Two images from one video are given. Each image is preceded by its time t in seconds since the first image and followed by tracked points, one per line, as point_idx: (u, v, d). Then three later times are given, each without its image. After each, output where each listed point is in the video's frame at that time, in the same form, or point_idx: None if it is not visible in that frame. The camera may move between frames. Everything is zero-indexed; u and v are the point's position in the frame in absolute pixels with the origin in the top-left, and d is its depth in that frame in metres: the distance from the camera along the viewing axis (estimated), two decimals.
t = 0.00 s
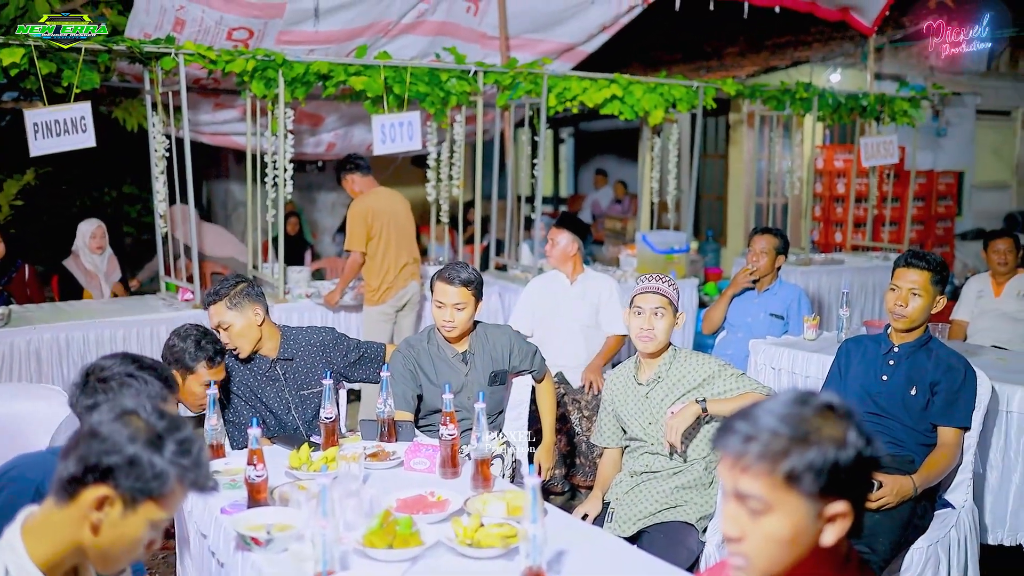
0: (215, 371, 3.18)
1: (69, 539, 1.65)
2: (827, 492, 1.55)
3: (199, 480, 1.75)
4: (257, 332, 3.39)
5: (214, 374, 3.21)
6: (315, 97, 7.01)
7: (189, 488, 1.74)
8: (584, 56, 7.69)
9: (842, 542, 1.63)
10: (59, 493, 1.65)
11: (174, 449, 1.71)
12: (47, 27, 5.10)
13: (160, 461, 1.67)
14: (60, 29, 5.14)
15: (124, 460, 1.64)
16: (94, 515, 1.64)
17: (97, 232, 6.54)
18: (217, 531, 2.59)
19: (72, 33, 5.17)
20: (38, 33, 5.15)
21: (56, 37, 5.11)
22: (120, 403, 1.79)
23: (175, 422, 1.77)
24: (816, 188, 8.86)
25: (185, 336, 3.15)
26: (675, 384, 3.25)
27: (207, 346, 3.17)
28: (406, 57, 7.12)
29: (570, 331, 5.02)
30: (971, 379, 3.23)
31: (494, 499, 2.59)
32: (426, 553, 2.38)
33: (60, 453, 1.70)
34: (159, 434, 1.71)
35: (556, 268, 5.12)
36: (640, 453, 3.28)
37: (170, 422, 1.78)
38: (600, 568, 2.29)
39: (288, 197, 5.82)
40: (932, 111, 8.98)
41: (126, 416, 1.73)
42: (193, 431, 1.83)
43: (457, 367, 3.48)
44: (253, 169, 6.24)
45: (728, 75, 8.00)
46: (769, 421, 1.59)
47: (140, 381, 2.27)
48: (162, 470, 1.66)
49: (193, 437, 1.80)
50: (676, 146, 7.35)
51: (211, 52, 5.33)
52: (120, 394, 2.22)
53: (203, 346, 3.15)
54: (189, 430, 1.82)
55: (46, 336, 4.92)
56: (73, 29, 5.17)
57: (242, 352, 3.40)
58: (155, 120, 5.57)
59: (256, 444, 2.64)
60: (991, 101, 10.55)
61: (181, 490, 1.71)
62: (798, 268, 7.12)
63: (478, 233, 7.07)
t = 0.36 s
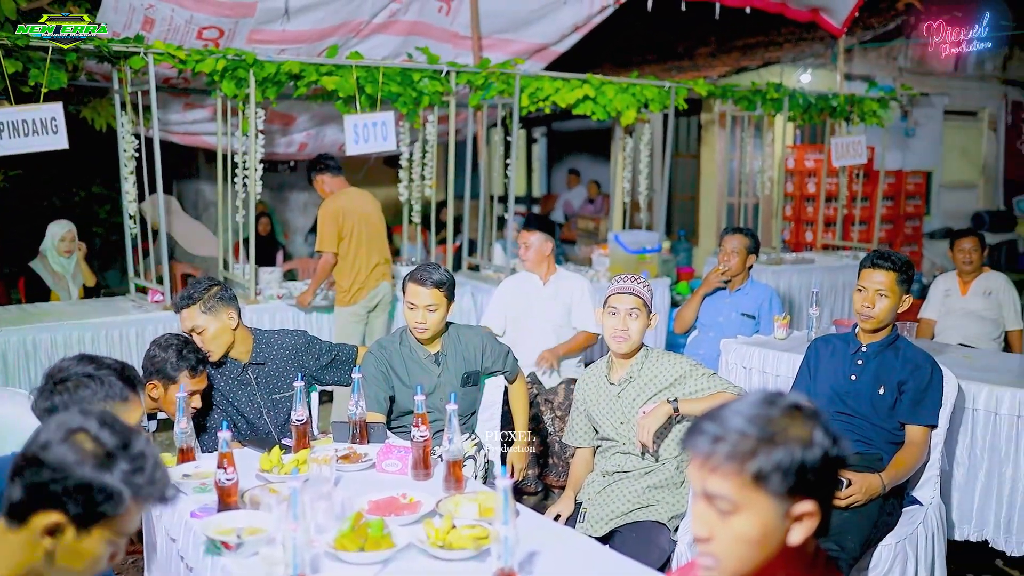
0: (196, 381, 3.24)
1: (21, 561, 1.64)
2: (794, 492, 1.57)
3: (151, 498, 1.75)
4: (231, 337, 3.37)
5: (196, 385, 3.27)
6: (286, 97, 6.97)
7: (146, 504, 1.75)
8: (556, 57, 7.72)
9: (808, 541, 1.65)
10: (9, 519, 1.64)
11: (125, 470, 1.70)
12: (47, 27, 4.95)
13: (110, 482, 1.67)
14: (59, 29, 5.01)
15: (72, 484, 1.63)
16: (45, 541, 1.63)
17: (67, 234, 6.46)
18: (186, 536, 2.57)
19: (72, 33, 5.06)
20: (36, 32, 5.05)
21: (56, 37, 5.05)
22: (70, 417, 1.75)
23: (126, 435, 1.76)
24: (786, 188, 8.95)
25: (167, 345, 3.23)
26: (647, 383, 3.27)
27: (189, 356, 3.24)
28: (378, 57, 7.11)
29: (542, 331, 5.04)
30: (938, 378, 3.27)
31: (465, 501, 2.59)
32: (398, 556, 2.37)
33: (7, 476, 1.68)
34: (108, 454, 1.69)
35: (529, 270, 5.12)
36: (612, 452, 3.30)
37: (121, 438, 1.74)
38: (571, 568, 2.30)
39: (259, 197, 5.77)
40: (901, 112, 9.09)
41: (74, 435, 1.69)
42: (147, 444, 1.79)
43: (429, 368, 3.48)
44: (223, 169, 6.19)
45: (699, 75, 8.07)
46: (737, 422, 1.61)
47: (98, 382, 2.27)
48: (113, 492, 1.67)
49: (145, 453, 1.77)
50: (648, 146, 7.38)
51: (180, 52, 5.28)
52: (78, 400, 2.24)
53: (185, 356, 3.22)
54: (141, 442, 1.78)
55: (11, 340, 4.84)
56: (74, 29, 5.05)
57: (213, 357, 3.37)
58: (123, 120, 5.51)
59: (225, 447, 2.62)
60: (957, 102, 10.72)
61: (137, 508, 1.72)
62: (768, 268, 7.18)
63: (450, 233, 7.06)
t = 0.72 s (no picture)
0: (161, 381, 3.25)
1: None
2: (761, 493, 1.59)
3: (93, 543, 1.74)
4: (210, 339, 3.35)
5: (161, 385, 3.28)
6: (256, 97, 6.92)
7: (95, 544, 1.76)
8: (527, 57, 7.74)
9: (776, 542, 1.67)
10: None
11: (64, 516, 1.69)
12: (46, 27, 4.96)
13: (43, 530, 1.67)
14: (59, 29, 5.01)
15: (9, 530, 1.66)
16: None
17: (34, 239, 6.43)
18: (154, 541, 2.55)
19: (72, 34, 5.07)
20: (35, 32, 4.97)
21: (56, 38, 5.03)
22: (14, 454, 1.74)
23: (70, 470, 1.75)
24: (757, 188, 9.03)
25: (132, 347, 3.23)
26: (618, 384, 3.28)
27: (154, 356, 3.25)
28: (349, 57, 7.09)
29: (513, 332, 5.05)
30: (904, 377, 3.33)
31: (437, 504, 2.60)
32: (368, 560, 2.37)
33: None
34: (50, 497, 1.70)
35: (502, 271, 5.12)
36: (584, 453, 3.31)
37: (60, 474, 1.74)
38: (542, 570, 2.31)
39: (229, 198, 5.73)
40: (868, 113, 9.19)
41: (15, 475, 1.69)
42: (91, 479, 1.78)
43: (402, 370, 3.47)
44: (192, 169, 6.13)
45: (670, 76, 8.11)
46: (704, 424, 1.63)
47: (50, 380, 2.32)
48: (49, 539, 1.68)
49: (87, 490, 1.75)
50: (620, 147, 7.41)
51: (148, 52, 5.24)
52: (26, 402, 2.28)
53: (149, 356, 3.23)
54: (83, 476, 1.77)
55: None
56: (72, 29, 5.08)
57: (192, 357, 3.34)
58: (90, 120, 5.45)
59: (194, 451, 2.60)
60: (924, 103, 10.89)
61: (83, 549, 1.73)
62: (739, 268, 7.24)
63: (423, 233, 7.04)
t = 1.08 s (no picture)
0: (118, 365, 3.30)
1: None
2: (733, 492, 1.61)
3: (38, 574, 1.56)
4: (182, 341, 3.32)
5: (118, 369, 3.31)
6: (228, 97, 6.89)
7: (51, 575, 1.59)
8: (501, 58, 7.76)
9: (747, 541, 1.69)
10: None
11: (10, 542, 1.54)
12: (47, 26, 5.08)
13: None
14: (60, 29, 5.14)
15: None
16: None
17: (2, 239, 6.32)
18: (127, 545, 2.54)
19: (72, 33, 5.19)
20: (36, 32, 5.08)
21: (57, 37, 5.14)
22: None
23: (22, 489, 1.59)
24: (730, 188, 9.11)
25: (82, 335, 3.25)
26: (592, 384, 3.30)
27: (107, 342, 3.28)
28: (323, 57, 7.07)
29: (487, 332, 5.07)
30: (873, 375, 3.37)
31: (411, 505, 2.60)
32: (343, 562, 2.37)
33: None
34: None
35: (475, 269, 5.13)
36: (559, 453, 3.33)
37: (10, 495, 1.57)
38: (516, 570, 2.32)
39: (202, 199, 5.68)
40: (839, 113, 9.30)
41: None
42: (42, 499, 1.61)
43: (376, 371, 3.47)
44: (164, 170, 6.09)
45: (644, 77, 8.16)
46: (676, 424, 1.65)
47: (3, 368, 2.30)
48: None
49: (35, 513, 1.58)
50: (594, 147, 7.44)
51: (119, 51, 5.20)
52: None
53: (102, 342, 3.26)
54: (35, 498, 1.60)
55: None
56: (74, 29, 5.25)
57: (159, 357, 3.30)
58: (59, 120, 5.39)
59: (166, 454, 2.59)
60: (894, 104, 11.04)
61: None
62: (712, 268, 7.30)
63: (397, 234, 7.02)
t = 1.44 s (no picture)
0: (58, 347, 3.16)
1: None
2: (706, 492, 1.63)
3: None
4: (155, 342, 3.31)
5: (58, 352, 3.18)
6: (200, 97, 6.84)
7: None
8: (475, 58, 7.76)
9: (721, 541, 1.72)
10: None
11: None
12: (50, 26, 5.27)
13: None
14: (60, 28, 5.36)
15: None
16: None
17: None
18: (99, 549, 2.52)
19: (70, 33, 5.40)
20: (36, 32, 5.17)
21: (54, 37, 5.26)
22: None
23: None
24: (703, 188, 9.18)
25: (17, 321, 3.12)
26: (565, 385, 3.32)
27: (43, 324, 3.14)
28: (296, 57, 7.05)
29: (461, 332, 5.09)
30: (844, 374, 3.42)
31: (386, 506, 2.61)
32: (318, 564, 2.37)
33: None
34: None
35: (450, 269, 5.13)
36: (533, 454, 3.35)
37: None
38: (491, 570, 2.34)
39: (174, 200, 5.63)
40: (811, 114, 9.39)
41: None
42: (11, 507, 1.60)
43: (350, 373, 3.46)
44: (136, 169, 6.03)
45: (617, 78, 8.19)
46: (650, 425, 1.67)
47: None
48: None
49: (4, 520, 1.57)
50: (568, 147, 7.46)
51: (89, 51, 5.15)
52: None
53: (37, 326, 3.12)
54: (4, 504, 1.59)
55: None
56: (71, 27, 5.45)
57: (133, 357, 3.28)
58: (27, 120, 5.32)
59: (138, 458, 2.57)
60: (865, 105, 11.17)
61: None
62: (686, 267, 7.36)
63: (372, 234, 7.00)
